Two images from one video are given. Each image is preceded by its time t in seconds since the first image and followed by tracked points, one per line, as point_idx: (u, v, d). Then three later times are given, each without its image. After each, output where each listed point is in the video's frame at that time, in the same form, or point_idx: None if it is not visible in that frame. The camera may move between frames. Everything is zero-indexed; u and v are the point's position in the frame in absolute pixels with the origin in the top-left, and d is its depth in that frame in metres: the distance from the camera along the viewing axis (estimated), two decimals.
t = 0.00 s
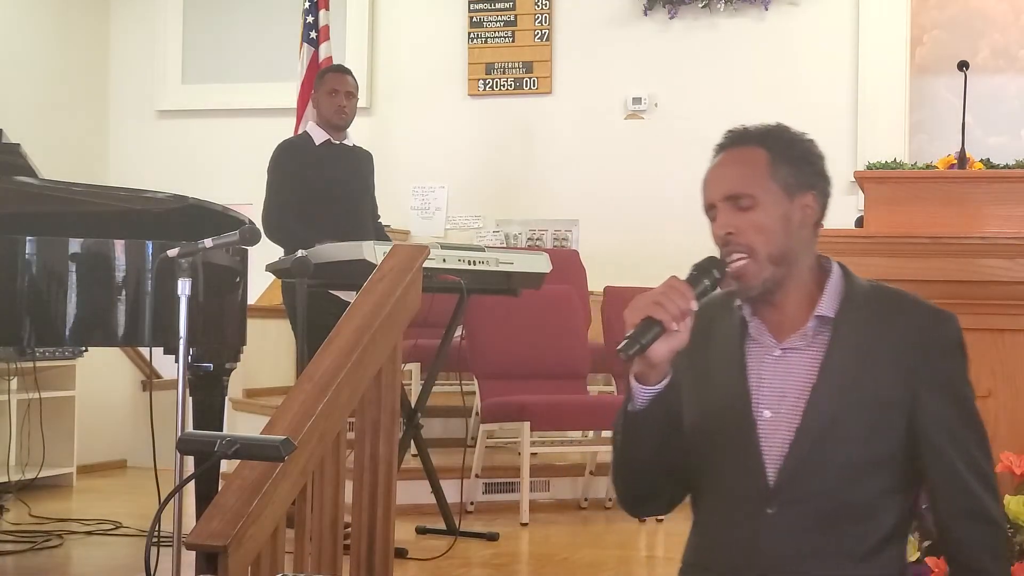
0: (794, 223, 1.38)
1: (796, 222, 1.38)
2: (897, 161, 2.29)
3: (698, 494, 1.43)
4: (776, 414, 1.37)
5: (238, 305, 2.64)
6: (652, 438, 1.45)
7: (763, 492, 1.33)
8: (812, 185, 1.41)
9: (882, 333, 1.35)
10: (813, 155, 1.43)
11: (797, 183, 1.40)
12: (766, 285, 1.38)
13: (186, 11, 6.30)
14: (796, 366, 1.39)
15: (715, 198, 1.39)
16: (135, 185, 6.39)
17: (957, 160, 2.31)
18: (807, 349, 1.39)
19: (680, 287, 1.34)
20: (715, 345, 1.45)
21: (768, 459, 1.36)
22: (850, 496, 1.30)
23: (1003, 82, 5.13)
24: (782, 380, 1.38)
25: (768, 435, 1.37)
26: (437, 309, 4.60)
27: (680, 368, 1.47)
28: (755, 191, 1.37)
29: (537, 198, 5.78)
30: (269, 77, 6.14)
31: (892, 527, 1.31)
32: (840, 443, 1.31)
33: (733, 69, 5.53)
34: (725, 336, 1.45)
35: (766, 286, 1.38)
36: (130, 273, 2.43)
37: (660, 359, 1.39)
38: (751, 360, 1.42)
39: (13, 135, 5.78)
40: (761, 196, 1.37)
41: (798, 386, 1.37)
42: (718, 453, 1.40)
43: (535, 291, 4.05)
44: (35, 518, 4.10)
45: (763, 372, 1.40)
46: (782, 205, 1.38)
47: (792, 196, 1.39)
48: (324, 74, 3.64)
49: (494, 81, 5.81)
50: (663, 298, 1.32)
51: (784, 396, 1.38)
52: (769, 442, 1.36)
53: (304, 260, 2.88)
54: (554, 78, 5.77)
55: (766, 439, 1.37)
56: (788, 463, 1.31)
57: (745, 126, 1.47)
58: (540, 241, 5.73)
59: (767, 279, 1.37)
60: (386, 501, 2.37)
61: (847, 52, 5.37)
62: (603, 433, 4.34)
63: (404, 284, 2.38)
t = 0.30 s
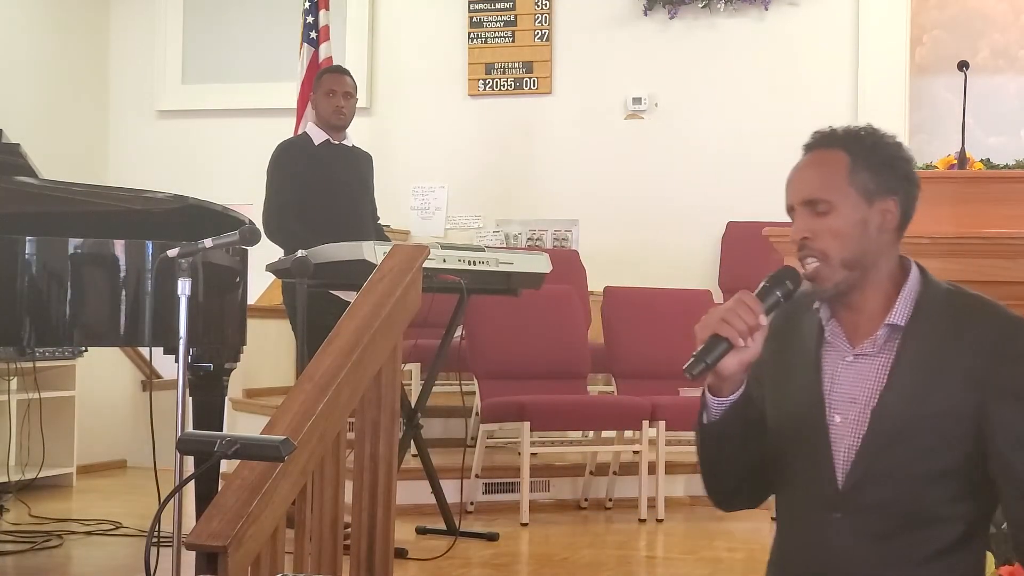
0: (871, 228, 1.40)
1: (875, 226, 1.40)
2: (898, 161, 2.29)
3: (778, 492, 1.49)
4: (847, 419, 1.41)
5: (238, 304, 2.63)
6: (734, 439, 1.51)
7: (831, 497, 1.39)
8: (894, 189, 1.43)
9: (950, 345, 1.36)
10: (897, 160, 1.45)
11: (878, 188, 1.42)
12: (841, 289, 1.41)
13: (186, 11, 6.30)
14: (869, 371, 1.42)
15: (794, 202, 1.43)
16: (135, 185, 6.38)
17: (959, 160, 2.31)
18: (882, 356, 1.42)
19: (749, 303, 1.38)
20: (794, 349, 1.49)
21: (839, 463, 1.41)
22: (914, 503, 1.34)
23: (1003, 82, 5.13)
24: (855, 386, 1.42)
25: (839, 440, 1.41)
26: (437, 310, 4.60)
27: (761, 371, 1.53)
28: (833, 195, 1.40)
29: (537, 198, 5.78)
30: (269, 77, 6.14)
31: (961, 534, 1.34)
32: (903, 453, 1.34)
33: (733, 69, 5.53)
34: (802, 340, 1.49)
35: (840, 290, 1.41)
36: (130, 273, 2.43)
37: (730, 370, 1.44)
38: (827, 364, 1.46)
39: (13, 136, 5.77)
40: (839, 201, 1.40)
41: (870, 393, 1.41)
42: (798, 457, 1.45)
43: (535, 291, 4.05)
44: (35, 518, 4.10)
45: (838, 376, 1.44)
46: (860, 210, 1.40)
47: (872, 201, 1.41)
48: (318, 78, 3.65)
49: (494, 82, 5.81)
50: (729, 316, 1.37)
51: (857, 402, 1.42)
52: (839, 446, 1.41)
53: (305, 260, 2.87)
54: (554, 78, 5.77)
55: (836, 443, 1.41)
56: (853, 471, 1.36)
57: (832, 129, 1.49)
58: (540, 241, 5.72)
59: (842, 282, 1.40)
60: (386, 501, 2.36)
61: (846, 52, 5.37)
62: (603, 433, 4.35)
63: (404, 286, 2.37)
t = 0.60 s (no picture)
0: (891, 227, 1.39)
1: (895, 226, 1.39)
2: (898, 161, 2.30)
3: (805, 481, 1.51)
4: (861, 413, 1.42)
5: (239, 304, 2.63)
6: (759, 429, 1.53)
7: (841, 488, 1.41)
8: (920, 187, 1.40)
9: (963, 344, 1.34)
10: (925, 158, 1.42)
11: (902, 186, 1.39)
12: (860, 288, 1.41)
13: (186, 11, 6.30)
14: (884, 367, 1.42)
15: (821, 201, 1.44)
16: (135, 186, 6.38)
17: (958, 160, 2.31)
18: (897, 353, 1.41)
19: (761, 303, 1.43)
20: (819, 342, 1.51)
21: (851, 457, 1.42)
22: (919, 501, 1.34)
23: (1002, 82, 5.14)
24: (871, 381, 1.43)
25: (853, 434, 1.42)
26: (437, 310, 4.60)
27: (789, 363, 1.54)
28: (853, 194, 1.40)
29: (537, 198, 5.78)
30: (270, 77, 6.14)
31: (969, 535, 1.33)
32: (909, 451, 1.34)
33: (733, 69, 5.54)
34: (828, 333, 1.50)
35: (862, 288, 1.41)
36: (131, 273, 2.43)
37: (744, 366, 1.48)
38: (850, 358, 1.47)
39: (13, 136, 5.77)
40: (859, 200, 1.40)
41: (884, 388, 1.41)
42: (820, 451, 1.46)
43: (535, 291, 4.05)
44: (35, 518, 4.10)
45: (857, 370, 1.45)
46: (879, 209, 1.39)
47: (894, 199, 1.39)
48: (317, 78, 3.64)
49: (494, 82, 5.81)
50: (737, 314, 1.42)
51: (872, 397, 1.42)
52: (853, 439, 1.42)
53: (305, 260, 2.87)
54: (555, 78, 5.77)
55: (851, 437, 1.42)
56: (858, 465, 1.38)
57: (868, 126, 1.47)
58: (540, 241, 5.73)
59: (861, 281, 1.40)
60: (387, 501, 2.36)
61: (846, 52, 5.37)
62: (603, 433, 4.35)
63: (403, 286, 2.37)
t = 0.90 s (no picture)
0: (855, 231, 1.36)
1: (862, 230, 1.36)
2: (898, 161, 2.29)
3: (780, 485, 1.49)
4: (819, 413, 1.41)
5: (239, 303, 2.63)
6: (745, 425, 1.52)
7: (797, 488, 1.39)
8: (890, 190, 1.36)
9: (912, 343, 1.32)
10: (895, 160, 1.37)
11: (868, 190, 1.36)
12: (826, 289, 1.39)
13: (185, 12, 6.31)
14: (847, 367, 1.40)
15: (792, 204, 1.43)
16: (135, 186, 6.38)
17: (959, 160, 2.30)
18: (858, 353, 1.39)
19: (730, 301, 1.47)
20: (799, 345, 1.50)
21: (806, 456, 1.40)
22: (866, 500, 1.31)
23: (1002, 82, 5.14)
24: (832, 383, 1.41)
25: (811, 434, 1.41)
26: (438, 310, 4.60)
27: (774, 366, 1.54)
28: (818, 198, 1.38)
29: (537, 197, 5.78)
30: (269, 78, 6.14)
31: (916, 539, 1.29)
32: (852, 447, 1.32)
33: (733, 70, 5.54)
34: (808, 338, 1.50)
35: (829, 288, 1.39)
36: (131, 273, 2.43)
37: (718, 362, 1.51)
38: (822, 360, 1.46)
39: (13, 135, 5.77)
40: (826, 203, 1.38)
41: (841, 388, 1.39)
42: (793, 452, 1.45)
43: (536, 291, 4.05)
44: (35, 518, 4.10)
45: (824, 372, 1.44)
46: (845, 213, 1.37)
47: (859, 204, 1.36)
48: (319, 77, 3.57)
49: (494, 82, 5.81)
50: (704, 309, 1.46)
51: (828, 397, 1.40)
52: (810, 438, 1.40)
53: (305, 260, 2.87)
54: (554, 78, 5.77)
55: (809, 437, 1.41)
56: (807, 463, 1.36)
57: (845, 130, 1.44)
58: (540, 241, 5.73)
59: (830, 281, 1.39)
60: (387, 501, 2.36)
61: (846, 52, 5.38)
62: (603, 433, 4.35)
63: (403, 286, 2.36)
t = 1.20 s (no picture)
0: (766, 241, 1.37)
1: (771, 238, 1.37)
2: (897, 161, 2.29)
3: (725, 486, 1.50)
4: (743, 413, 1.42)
5: (239, 304, 2.62)
6: (689, 431, 1.53)
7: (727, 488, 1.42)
8: (795, 197, 1.36)
9: (812, 348, 1.31)
10: (797, 166, 1.38)
11: (774, 201, 1.37)
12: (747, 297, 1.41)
13: (185, 12, 6.31)
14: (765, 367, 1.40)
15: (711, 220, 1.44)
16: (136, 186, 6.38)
17: (958, 160, 2.29)
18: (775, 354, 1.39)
19: (657, 315, 1.50)
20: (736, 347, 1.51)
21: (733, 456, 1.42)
22: (770, 498, 1.32)
23: (1002, 82, 5.14)
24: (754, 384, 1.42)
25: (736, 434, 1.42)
26: (438, 310, 4.60)
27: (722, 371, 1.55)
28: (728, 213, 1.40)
29: (537, 198, 5.78)
30: (269, 78, 6.15)
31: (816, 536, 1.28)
32: (757, 451, 1.34)
33: (733, 70, 5.54)
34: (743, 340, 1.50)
35: (749, 297, 1.41)
36: (131, 273, 2.43)
37: (655, 374, 1.54)
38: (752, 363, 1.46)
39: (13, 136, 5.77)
40: (736, 216, 1.39)
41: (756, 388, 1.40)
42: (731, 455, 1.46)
43: (536, 291, 4.05)
44: (35, 518, 4.10)
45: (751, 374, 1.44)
46: (753, 225, 1.37)
47: (766, 215, 1.37)
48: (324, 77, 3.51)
49: (494, 82, 5.81)
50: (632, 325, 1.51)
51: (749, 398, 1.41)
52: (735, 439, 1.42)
53: (305, 260, 2.87)
54: (554, 78, 5.77)
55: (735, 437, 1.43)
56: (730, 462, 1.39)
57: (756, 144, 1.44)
58: (540, 241, 5.73)
59: (748, 291, 1.40)
60: (387, 501, 2.36)
61: (846, 52, 5.38)
62: (602, 433, 4.35)
63: (403, 286, 2.37)
